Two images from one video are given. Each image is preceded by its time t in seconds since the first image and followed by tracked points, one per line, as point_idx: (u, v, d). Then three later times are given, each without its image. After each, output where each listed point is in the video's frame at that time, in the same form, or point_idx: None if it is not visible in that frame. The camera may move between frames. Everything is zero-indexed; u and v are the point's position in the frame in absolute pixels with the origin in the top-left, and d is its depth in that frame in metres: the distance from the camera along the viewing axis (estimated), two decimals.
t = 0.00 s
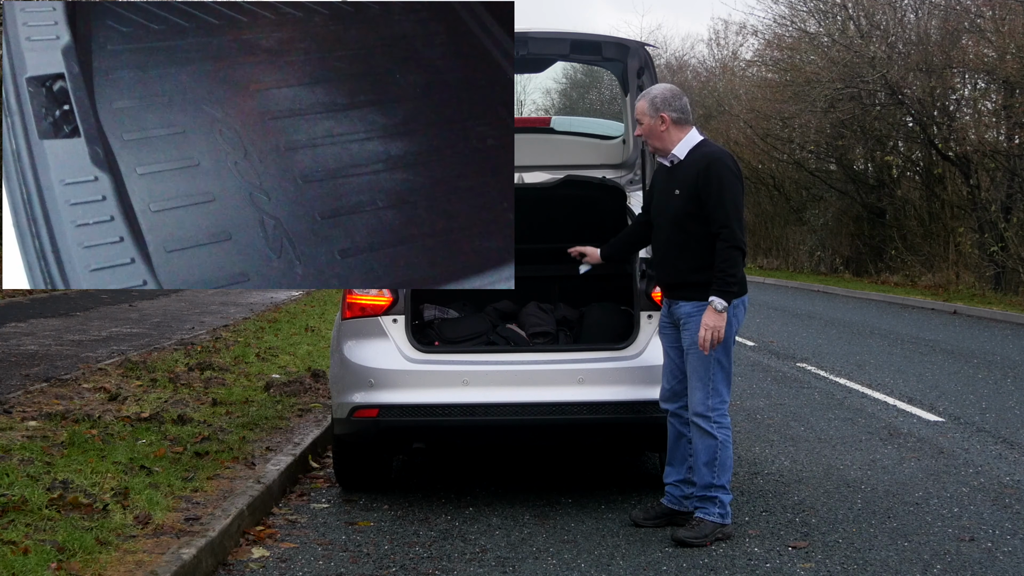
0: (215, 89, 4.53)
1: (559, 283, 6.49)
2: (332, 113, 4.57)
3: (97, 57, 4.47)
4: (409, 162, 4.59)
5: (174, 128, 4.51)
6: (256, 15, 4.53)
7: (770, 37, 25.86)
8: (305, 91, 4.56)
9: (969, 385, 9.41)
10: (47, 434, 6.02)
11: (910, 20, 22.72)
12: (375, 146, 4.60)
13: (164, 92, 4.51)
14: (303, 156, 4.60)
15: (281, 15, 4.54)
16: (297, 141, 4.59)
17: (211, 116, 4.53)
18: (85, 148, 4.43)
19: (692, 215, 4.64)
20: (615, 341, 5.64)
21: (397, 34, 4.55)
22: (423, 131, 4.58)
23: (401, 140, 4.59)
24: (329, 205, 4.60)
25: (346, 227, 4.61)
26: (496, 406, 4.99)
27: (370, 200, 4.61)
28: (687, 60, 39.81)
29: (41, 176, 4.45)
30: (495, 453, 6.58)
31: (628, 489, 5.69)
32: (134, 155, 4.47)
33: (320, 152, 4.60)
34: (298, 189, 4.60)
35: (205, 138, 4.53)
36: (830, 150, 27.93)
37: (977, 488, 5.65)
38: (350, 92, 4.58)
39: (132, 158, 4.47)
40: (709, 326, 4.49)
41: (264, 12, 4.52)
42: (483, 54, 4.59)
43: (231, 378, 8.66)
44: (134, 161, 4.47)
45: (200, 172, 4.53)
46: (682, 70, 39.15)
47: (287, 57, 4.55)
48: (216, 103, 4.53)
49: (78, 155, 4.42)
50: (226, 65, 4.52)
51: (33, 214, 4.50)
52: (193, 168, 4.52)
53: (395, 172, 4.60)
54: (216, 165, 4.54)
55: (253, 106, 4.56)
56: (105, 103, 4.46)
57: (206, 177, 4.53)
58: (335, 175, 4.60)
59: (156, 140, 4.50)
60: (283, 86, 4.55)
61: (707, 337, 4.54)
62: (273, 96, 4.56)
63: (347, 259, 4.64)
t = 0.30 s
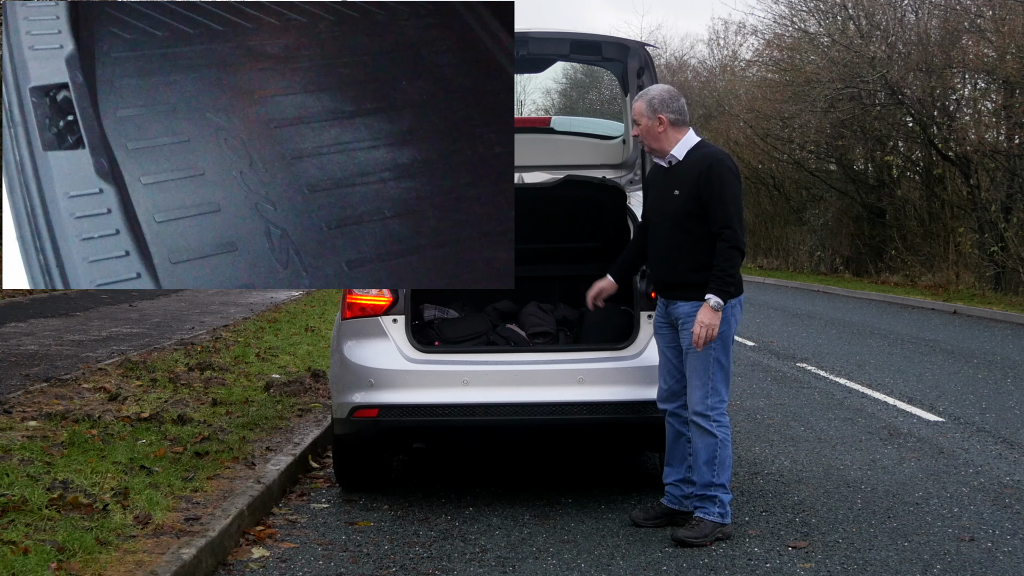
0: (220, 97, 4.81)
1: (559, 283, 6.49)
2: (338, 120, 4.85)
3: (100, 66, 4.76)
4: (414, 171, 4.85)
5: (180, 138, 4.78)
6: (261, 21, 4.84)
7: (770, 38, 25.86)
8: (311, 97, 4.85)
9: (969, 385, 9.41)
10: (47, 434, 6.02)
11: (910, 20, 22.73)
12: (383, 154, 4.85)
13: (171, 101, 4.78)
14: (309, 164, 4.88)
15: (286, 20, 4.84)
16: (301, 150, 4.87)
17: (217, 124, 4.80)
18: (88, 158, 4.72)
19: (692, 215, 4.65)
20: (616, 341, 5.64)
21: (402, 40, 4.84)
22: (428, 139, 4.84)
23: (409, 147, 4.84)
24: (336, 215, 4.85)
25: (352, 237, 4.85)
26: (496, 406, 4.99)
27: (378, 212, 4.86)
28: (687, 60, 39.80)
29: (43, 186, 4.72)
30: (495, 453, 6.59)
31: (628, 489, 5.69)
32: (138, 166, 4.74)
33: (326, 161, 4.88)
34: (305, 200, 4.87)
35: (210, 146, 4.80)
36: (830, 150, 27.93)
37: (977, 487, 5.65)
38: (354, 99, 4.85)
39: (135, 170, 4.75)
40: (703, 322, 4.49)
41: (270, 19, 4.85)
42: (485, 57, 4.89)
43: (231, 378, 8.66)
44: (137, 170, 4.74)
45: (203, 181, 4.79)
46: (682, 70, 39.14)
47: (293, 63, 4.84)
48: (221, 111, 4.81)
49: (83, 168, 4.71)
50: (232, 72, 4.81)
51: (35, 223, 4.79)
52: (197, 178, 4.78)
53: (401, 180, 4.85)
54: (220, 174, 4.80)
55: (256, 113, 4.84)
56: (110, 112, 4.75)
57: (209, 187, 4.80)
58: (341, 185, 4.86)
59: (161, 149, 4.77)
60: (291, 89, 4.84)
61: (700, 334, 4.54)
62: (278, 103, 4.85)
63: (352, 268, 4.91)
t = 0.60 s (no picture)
0: (226, 106, 5.13)
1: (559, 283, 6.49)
2: (344, 128, 5.14)
3: (105, 72, 5.10)
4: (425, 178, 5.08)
5: (187, 147, 5.08)
6: (264, 27, 5.15)
7: (770, 38, 25.86)
8: (316, 104, 5.15)
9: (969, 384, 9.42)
10: (47, 434, 6.02)
11: (910, 20, 22.74)
12: (388, 162, 5.10)
13: (178, 109, 5.09)
14: (316, 173, 5.18)
15: (291, 27, 5.14)
16: (309, 158, 5.18)
17: (221, 134, 5.12)
18: (95, 170, 5.05)
19: (694, 215, 4.65)
20: (615, 340, 5.65)
21: (407, 46, 5.12)
22: (435, 148, 5.09)
23: (415, 155, 5.09)
24: (344, 225, 5.10)
25: (359, 246, 5.08)
26: (495, 406, 4.99)
27: (384, 220, 5.08)
28: (687, 60, 39.80)
29: (50, 192, 5.14)
30: (495, 453, 6.58)
31: (628, 489, 5.69)
32: (142, 174, 5.04)
33: (334, 167, 5.14)
34: (311, 209, 5.16)
35: (215, 153, 5.11)
36: (830, 150, 27.93)
37: (977, 487, 5.65)
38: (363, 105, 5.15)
39: (142, 177, 5.04)
40: (716, 326, 4.51)
41: (276, 25, 5.13)
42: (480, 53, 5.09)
43: (231, 378, 8.66)
44: (143, 180, 5.04)
45: (211, 188, 5.09)
46: (682, 70, 39.14)
47: (298, 71, 5.14)
48: (228, 123, 5.13)
49: (91, 175, 5.04)
50: (237, 80, 5.14)
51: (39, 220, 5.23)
52: (204, 186, 5.08)
53: (411, 188, 5.09)
54: (226, 180, 5.12)
55: (265, 121, 5.16)
56: (117, 120, 5.09)
57: (217, 194, 5.10)
58: (348, 192, 5.11)
59: (163, 157, 5.06)
60: (300, 96, 5.14)
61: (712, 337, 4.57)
62: (287, 110, 5.16)
63: (350, 269, 5.11)
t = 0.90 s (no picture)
0: (232, 112, 4.86)
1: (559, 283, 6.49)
2: (351, 136, 4.92)
3: (110, 81, 4.81)
4: (436, 188, 4.95)
5: (193, 156, 4.84)
6: (271, 34, 4.90)
7: (770, 38, 25.86)
8: (323, 113, 4.92)
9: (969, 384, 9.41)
10: (47, 434, 6.02)
11: (910, 20, 22.74)
12: (396, 170, 4.95)
13: (183, 118, 4.83)
14: (324, 182, 4.97)
15: (296, 33, 4.89)
16: (315, 167, 4.95)
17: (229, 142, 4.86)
18: (103, 184, 4.79)
19: (695, 216, 4.65)
20: (614, 341, 5.64)
21: (413, 53, 4.89)
22: (445, 158, 4.94)
23: (425, 164, 4.93)
24: (353, 234, 4.95)
25: (370, 254, 4.98)
26: (495, 406, 4.99)
27: (394, 229, 4.95)
28: (687, 60, 39.80)
29: (56, 206, 4.87)
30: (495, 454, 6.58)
31: (628, 489, 5.69)
32: (152, 185, 4.82)
33: (341, 177, 4.94)
34: (319, 220, 4.98)
35: (222, 164, 4.87)
36: (830, 150, 27.92)
37: (977, 487, 5.65)
38: (372, 114, 4.92)
39: (150, 190, 4.82)
40: (718, 329, 4.49)
41: (282, 34, 4.90)
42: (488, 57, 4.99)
43: (231, 378, 8.66)
44: (152, 191, 4.82)
45: (219, 201, 4.87)
46: (682, 70, 39.15)
47: (304, 78, 4.90)
48: (235, 131, 4.86)
49: (99, 190, 4.79)
50: (243, 87, 4.86)
51: (47, 235, 4.90)
52: (212, 198, 4.86)
53: (420, 197, 4.95)
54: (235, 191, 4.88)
55: (272, 129, 4.90)
56: (123, 127, 4.82)
57: (223, 206, 4.88)
58: (357, 203, 4.94)
59: (168, 168, 4.82)
60: (308, 104, 4.91)
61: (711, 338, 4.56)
62: (292, 119, 4.92)
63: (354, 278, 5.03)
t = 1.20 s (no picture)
0: (240, 126, 5.29)
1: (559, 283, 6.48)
2: (358, 144, 5.35)
3: (116, 91, 5.19)
4: (443, 196, 5.37)
5: (201, 166, 5.24)
6: (276, 41, 5.33)
7: (770, 38, 25.84)
8: (329, 122, 5.34)
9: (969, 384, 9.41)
10: (48, 434, 6.02)
11: (910, 20, 22.74)
12: (403, 178, 5.35)
13: (190, 126, 5.23)
14: (330, 191, 5.39)
15: (300, 40, 5.32)
16: (325, 176, 5.38)
17: (237, 154, 5.28)
18: (110, 201, 5.12)
19: (706, 214, 4.63)
20: (615, 341, 5.64)
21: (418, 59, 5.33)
22: (451, 167, 5.34)
23: (430, 172, 5.34)
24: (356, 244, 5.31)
25: (370, 263, 5.25)
26: (495, 406, 4.99)
27: (400, 239, 5.32)
28: (687, 60, 39.81)
29: (65, 218, 5.18)
30: (495, 454, 6.59)
31: (628, 489, 5.69)
32: (159, 195, 5.17)
33: (348, 185, 5.38)
34: (326, 226, 5.38)
35: (229, 172, 5.28)
36: (830, 150, 27.91)
37: (977, 488, 5.65)
38: (377, 121, 5.36)
39: (156, 200, 5.18)
40: (702, 325, 4.48)
41: (286, 40, 5.32)
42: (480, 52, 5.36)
43: (231, 378, 8.66)
44: (158, 203, 5.18)
45: (225, 210, 5.27)
46: (682, 70, 39.14)
47: (309, 87, 5.33)
48: (244, 144, 5.29)
49: (105, 204, 5.11)
50: (250, 99, 5.29)
51: (54, 246, 5.28)
52: (217, 206, 5.25)
53: (423, 206, 5.35)
54: (241, 198, 5.29)
55: (277, 140, 5.33)
56: (131, 141, 5.19)
57: (233, 216, 5.29)
58: (362, 210, 5.37)
59: (178, 177, 5.20)
60: (311, 113, 5.34)
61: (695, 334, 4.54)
62: (300, 127, 5.34)
63: (362, 280, 5.23)
